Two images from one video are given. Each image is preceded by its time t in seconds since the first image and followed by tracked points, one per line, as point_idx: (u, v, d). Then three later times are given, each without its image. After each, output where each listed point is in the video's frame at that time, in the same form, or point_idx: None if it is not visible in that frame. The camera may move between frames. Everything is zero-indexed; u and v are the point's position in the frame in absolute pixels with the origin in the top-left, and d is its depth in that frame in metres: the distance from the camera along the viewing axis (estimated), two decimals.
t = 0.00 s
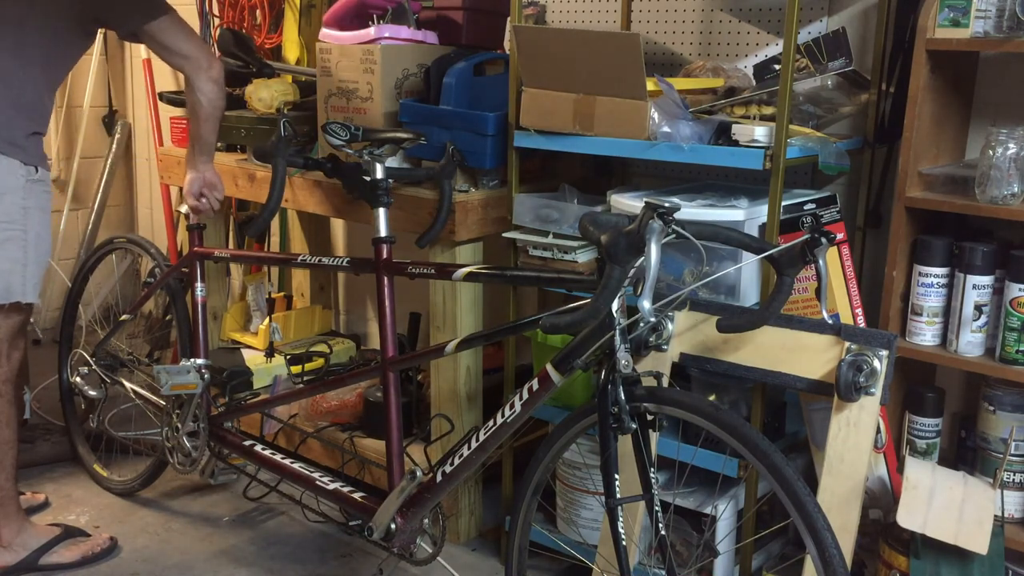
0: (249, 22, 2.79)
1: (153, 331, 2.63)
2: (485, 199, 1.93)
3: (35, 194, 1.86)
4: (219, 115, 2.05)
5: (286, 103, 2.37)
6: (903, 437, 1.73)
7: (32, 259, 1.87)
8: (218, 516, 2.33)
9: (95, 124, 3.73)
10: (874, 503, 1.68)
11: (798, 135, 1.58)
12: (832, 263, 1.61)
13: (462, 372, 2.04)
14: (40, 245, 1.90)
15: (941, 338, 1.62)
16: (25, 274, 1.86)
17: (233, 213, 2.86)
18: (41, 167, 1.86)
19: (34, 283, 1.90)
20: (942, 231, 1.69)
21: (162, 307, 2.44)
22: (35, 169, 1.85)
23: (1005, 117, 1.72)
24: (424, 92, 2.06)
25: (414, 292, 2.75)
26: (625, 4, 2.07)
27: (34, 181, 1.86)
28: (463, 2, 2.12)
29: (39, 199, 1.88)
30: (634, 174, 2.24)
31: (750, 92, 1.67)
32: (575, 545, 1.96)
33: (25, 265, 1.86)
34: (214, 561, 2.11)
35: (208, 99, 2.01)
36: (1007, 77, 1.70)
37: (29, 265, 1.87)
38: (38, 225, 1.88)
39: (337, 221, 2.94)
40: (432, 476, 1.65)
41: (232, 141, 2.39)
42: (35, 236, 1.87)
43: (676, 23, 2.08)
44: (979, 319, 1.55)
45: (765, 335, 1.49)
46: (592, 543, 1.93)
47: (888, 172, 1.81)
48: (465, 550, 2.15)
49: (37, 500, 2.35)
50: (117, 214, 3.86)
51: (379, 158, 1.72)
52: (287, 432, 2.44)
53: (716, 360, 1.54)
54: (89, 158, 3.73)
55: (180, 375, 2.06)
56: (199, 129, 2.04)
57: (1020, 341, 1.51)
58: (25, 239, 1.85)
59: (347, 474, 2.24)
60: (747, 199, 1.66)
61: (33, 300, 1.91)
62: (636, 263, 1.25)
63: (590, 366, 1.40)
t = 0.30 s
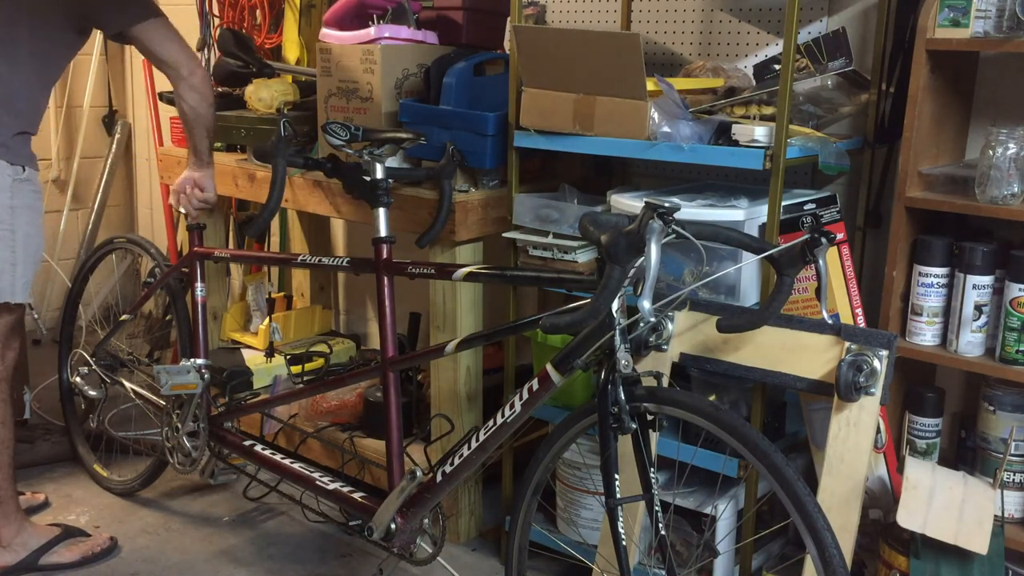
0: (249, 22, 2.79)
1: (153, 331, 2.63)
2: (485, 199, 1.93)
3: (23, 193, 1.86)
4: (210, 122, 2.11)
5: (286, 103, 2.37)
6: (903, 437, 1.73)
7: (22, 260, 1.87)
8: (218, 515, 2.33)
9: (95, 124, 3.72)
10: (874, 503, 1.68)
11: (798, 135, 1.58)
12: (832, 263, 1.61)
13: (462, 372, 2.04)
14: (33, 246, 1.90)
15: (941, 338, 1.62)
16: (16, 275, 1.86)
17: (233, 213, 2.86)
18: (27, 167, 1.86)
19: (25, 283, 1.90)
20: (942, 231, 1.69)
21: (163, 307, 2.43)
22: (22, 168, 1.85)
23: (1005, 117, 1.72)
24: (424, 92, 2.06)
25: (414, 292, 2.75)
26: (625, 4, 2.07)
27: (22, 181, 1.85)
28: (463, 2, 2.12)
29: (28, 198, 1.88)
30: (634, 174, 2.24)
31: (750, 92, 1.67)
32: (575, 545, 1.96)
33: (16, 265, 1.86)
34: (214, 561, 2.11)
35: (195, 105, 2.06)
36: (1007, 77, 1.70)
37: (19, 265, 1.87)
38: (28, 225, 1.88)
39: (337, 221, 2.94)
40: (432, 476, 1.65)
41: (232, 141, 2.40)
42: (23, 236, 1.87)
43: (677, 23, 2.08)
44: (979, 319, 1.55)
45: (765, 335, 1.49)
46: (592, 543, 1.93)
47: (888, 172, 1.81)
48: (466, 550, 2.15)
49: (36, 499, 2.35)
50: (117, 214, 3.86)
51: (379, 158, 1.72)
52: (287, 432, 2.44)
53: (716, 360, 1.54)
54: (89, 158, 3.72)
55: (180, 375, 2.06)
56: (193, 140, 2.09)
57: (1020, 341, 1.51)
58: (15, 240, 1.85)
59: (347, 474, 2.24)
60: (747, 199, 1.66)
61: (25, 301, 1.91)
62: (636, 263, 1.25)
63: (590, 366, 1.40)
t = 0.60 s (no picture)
0: (249, 22, 2.79)
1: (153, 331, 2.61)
2: (485, 199, 1.93)
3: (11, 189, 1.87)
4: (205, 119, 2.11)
5: (286, 103, 2.37)
6: (903, 437, 1.73)
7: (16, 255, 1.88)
8: (219, 515, 2.33)
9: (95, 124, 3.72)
10: (874, 503, 1.68)
11: (798, 135, 1.58)
12: (832, 263, 1.61)
13: (462, 372, 2.04)
14: (25, 242, 1.91)
15: (941, 338, 1.62)
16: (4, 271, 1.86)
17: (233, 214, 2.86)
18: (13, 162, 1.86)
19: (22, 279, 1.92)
20: (942, 231, 1.69)
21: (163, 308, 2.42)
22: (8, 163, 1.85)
23: (1005, 117, 1.72)
24: (425, 93, 2.06)
25: (414, 292, 2.75)
26: (625, 4, 2.07)
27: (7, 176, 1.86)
28: (463, 2, 2.12)
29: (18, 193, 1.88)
30: (634, 174, 2.24)
31: (750, 92, 1.67)
32: (574, 545, 1.96)
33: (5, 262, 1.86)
34: (214, 561, 2.11)
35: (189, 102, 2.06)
36: (1007, 77, 1.70)
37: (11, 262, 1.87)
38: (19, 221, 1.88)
39: (337, 220, 2.94)
40: (432, 476, 1.65)
41: (233, 141, 2.40)
42: (11, 232, 1.86)
43: (677, 23, 2.08)
44: (979, 319, 1.55)
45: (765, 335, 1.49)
46: (593, 543, 1.93)
47: (887, 173, 1.81)
48: (465, 550, 2.14)
49: (36, 499, 2.35)
50: (117, 214, 3.86)
51: (380, 159, 1.73)
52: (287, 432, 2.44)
53: (716, 360, 1.54)
54: (89, 158, 3.72)
55: (180, 375, 2.06)
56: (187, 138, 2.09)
57: (1020, 341, 1.51)
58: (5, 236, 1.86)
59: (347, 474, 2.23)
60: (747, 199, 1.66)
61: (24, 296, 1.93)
62: (636, 263, 1.26)
63: (590, 366, 1.40)
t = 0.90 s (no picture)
0: (249, 22, 2.79)
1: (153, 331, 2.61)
2: (485, 199, 1.93)
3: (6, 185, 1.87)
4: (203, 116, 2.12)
5: (286, 103, 2.37)
6: (903, 437, 1.73)
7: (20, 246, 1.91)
8: (219, 515, 2.34)
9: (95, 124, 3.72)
10: (874, 503, 1.68)
11: (797, 135, 1.58)
12: (832, 263, 1.61)
13: (462, 372, 2.04)
14: (23, 236, 1.92)
15: (941, 338, 1.62)
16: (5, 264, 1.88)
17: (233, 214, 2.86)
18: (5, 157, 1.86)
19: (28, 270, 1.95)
20: (942, 231, 1.69)
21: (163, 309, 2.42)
22: None
23: (1005, 117, 1.72)
24: (425, 93, 2.06)
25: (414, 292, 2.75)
26: (625, 4, 2.07)
27: None
28: (463, 2, 2.12)
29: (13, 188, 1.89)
30: (634, 174, 2.24)
31: (750, 92, 1.67)
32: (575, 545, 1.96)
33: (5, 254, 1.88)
34: (215, 561, 2.11)
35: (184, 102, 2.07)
36: (1007, 77, 1.70)
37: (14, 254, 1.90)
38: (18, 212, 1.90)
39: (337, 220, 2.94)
40: (432, 476, 1.65)
41: (232, 141, 2.40)
42: None
43: (677, 23, 2.08)
44: (979, 319, 1.55)
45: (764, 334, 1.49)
46: (592, 543, 1.93)
47: (888, 172, 1.81)
48: (465, 550, 2.15)
49: (37, 499, 2.35)
50: (117, 214, 3.86)
51: (379, 159, 1.73)
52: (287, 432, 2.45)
53: (716, 360, 1.54)
54: (89, 158, 3.72)
55: (180, 375, 2.06)
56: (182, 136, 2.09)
57: (1020, 341, 1.51)
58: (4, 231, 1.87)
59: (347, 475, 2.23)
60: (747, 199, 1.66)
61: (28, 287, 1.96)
62: (637, 263, 1.25)
63: (590, 366, 1.40)
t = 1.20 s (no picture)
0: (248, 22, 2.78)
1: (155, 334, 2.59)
2: (485, 199, 1.93)
3: None
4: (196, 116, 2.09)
5: (286, 103, 2.37)
6: (903, 437, 1.72)
7: (18, 242, 1.91)
8: (219, 516, 2.34)
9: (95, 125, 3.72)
10: (874, 503, 1.68)
11: (798, 135, 1.58)
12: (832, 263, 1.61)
13: (462, 371, 2.04)
14: (45, 228, 1.95)
15: (941, 338, 1.62)
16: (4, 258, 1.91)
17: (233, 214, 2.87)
18: None
19: (47, 264, 1.96)
20: (941, 231, 1.69)
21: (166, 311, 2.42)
22: None
23: (1005, 117, 1.72)
24: (425, 93, 2.06)
25: (414, 292, 2.75)
26: (625, 4, 2.07)
27: None
28: (463, 2, 2.12)
29: (9, 186, 1.90)
30: (634, 174, 2.24)
31: (750, 92, 1.67)
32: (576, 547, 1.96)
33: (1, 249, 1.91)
34: (215, 562, 2.11)
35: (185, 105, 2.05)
36: (1006, 77, 1.70)
37: (13, 248, 1.91)
38: (17, 209, 1.90)
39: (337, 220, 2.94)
40: (437, 478, 1.65)
41: (232, 141, 2.40)
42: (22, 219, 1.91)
43: (676, 23, 2.08)
44: (979, 319, 1.55)
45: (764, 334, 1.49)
46: (594, 543, 1.93)
47: (888, 172, 1.81)
48: (465, 550, 2.14)
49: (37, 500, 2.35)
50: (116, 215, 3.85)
51: (384, 160, 1.73)
52: (287, 432, 2.46)
53: (716, 360, 1.54)
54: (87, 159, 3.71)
55: (183, 377, 2.07)
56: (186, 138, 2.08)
57: (1020, 341, 1.50)
58: None
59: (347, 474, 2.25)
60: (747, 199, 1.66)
61: (48, 281, 1.97)
62: (642, 265, 1.25)
63: (595, 368, 1.40)
